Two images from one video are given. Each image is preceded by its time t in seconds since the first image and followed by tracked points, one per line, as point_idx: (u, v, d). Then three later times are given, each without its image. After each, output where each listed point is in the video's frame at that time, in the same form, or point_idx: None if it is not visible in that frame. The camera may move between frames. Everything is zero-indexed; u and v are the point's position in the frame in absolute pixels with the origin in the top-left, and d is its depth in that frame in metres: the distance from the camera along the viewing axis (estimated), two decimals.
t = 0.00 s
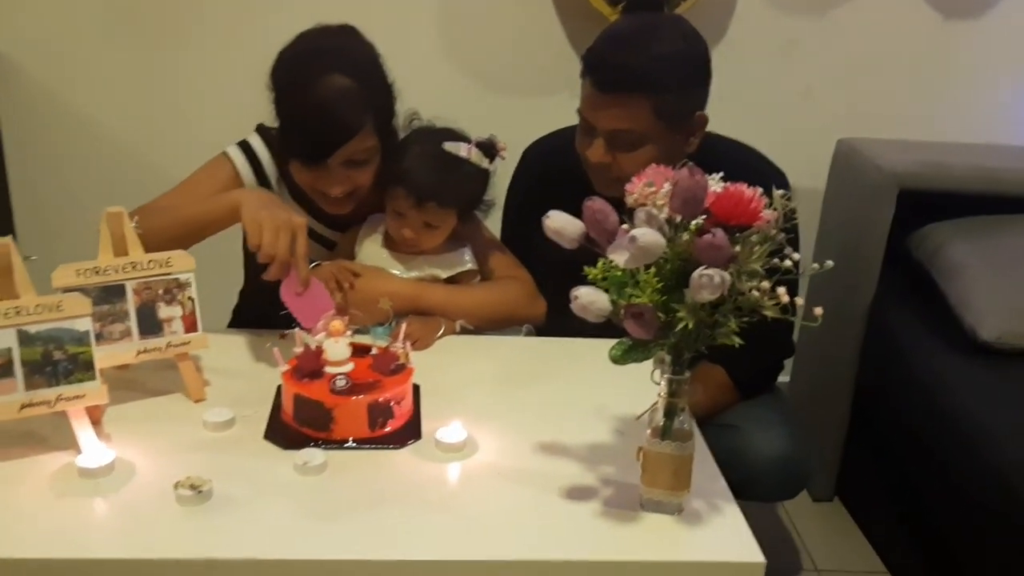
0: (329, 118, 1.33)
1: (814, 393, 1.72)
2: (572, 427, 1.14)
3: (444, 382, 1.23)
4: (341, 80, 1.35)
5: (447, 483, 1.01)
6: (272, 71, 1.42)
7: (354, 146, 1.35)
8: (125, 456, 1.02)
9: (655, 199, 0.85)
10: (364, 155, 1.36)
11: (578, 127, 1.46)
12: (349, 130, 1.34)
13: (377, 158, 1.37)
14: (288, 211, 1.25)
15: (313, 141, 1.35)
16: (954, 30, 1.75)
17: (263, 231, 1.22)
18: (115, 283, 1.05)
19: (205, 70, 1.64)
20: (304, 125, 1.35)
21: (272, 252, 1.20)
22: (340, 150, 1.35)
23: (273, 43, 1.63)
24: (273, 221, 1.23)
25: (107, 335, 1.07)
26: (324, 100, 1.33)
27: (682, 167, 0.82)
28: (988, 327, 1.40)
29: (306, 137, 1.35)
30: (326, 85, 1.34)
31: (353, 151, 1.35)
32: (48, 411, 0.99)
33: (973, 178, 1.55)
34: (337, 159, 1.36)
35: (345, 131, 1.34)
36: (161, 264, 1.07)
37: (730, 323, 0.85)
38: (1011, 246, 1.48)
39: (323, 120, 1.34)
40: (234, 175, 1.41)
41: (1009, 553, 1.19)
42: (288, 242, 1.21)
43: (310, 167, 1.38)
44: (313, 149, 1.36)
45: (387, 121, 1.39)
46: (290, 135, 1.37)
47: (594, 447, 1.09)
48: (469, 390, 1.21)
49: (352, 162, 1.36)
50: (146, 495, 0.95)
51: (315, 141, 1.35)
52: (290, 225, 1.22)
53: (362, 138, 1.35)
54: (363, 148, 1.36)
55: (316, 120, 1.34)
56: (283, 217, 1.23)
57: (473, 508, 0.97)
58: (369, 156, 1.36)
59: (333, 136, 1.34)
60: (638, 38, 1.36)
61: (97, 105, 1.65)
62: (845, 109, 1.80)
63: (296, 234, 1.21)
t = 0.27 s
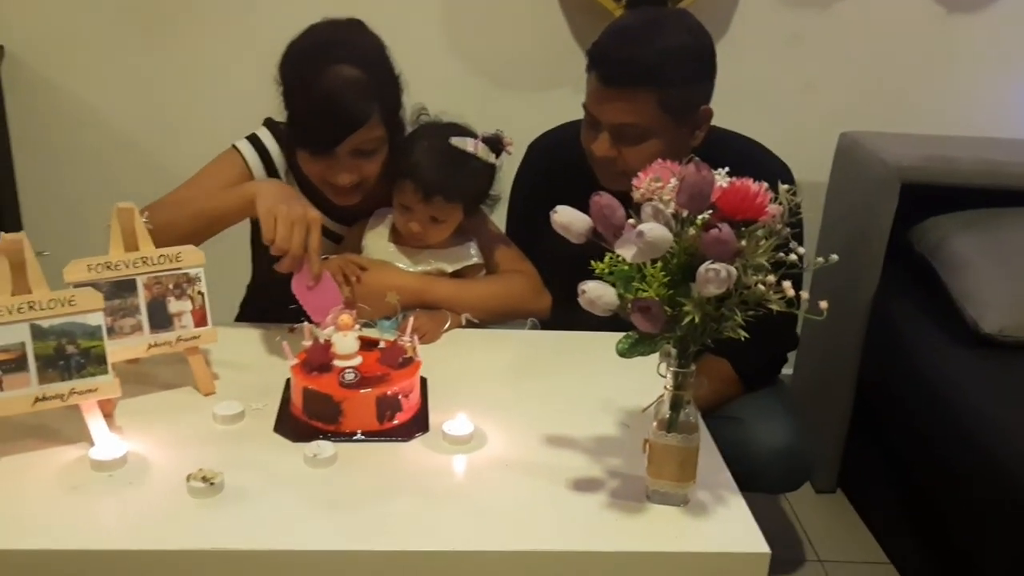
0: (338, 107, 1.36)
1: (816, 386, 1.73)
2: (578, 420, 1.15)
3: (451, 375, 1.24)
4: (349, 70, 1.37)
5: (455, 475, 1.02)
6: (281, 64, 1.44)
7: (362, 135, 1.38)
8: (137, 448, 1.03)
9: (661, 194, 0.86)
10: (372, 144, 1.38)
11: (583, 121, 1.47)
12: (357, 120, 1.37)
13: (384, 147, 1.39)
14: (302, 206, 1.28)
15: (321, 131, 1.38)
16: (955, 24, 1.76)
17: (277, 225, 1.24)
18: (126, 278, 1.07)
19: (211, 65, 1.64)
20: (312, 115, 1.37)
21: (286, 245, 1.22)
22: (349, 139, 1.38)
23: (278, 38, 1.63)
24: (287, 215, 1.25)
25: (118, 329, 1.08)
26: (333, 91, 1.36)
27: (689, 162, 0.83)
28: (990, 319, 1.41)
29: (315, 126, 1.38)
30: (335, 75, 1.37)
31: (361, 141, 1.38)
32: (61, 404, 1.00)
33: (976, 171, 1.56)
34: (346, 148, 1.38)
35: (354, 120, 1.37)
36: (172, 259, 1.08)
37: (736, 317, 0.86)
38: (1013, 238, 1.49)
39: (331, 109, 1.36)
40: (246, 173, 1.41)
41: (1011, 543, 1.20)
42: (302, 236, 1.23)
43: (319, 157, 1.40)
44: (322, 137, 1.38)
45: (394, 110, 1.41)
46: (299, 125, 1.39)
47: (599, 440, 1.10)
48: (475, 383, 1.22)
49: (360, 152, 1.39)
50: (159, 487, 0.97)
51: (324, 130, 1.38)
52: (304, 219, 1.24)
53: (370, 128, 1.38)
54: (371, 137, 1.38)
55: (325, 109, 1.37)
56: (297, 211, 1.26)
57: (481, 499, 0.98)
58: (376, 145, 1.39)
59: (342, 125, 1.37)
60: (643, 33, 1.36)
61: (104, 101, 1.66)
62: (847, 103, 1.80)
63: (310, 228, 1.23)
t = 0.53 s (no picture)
0: (342, 95, 1.36)
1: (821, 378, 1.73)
2: (583, 412, 1.15)
3: (455, 368, 1.24)
4: (355, 58, 1.37)
5: (460, 467, 1.02)
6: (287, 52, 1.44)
7: (365, 124, 1.38)
8: (142, 442, 1.03)
9: (667, 184, 0.86)
10: (376, 134, 1.39)
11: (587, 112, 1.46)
12: (361, 108, 1.37)
13: (388, 137, 1.39)
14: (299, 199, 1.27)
15: (326, 119, 1.38)
16: (959, 15, 1.75)
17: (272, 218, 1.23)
18: (130, 271, 1.06)
19: (212, 57, 1.63)
20: (317, 103, 1.38)
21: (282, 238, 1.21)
22: (353, 128, 1.38)
23: (280, 29, 1.62)
24: (283, 207, 1.25)
25: (123, 322, 1.08)
26: (338, 78, 1.36)
27: (695, 154, 0.83)
28: (994, 311, 1.41)
29: (319, 114, 1.38)
30: (341, 62, 1.37)
31: (364, 129, 1.39)
32: (66, 398, 1.00)
33: (981, 163, 1.56)
34: (350, 137, 1.39)
35: (357, 108, 1.37)
36: (175, 252, 1.08)
37: (742, 309, 0.86)
38: (1017, 229, 1.48)
39: (336, 97, 1.37)
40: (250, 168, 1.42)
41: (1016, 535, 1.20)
42: (299, 228, 1.21)
43: (323, 146, 1.40)
44: (326, 126, 1.39)
45: (400, 101, 1.41)
46: (303, 113, 1.39)
47: (604, 432, 1.10)
48: (479, 376, 1.22)
49: (364, 141, 1.39)
50: (163, 480, 0.97)
51: (329, 118, 1.38)
52: (301, 211, 1.23)
53: (374, 116, 1.38)
54: (375, 127, 1.38)
55: (329, 97, 1.37)
56: (294, 204, 1.25)
57: (487, 491, 0.98)
58: (380, 135, 1.39)
59: (346, 113, 1.37)
60: (647, 24, 1.36)
61: (106, 94, 1.65)
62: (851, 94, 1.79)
63: (306, 220, 1.22)
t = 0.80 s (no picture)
0: (349, 88, 1.37)
1: (827, 370, 1.72)
2: (590, 403, 1.15)
3: (463, 359, 1.24)
4: (360, 51, 1.37)
5: (467, 458, 1.02)
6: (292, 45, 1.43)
7: (372, 116, 1.39)
8: (151, 433, 1.03)
9: (676, 175, 0.86)
10: (383, 126, 1.39)
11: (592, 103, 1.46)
12: (368, 101, 1.38)
13: (394, 129, 1.39)
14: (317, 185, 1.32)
15: (333, 112, 1.38)
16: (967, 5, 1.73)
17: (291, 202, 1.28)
18: (139, 263, 1.07)
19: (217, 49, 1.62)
20: (324, 96, 1.38)
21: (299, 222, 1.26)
22: (360, 120, 1.39)
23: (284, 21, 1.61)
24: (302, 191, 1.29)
25: (132, 314, 1.08)
26: (344, 71, 1.37)
27: (704, 145, 0.83)
28: (1002, 304, 1.41)
29: (327, 107, 1.38)
30: (346, 55, 1.37)
31: (371, 123, 1.39)
32: (75, 388, 1.01)
33: (989, 155, 1.55)
34: (356, 130, 1.39)
35: (364, 102, 1.38)
36: (183, 244, 1.08)
37: (751, 299, 0.86)
38: None
39: (343, 90, 1.37)
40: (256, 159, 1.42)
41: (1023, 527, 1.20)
42: (315, 214, 1.26)
43: (330, 139, 1.40)
44: (333, 118, 1.39)
45: (406, 93, 1.42)
46: (310, 106, 1.40)
47: (612, 423, 1.10)
48: (487, 367, 1.23)
49: (370, 133, 1.40)
50: (174, 470, 0.97)
51: (336, 111, 1.38)
52: (318, 196, 1.27)
53: (380, 110, 1.38)
54: (381, 119, 1.39)
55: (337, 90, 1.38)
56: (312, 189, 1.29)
57: (496, 482, 0.99)
58: (387, 128, 1.39)
59: (353, 106, 1.38)
60: (655, 15, 1.37)
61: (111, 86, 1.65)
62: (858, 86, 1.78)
63: (323, 205, 1.27)
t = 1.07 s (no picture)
0: (357, 82, 1.40)
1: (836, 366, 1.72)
2: (599, 398, 1.15)
3: (472, 354, 1.25)
4: (367, 45, 1.40)
5: (477, 452, 1.03)
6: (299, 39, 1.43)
7: (378, 110, 1.41)
8: (162, 427, 1.04)
9: (686, 169, 0.86)
10: (390, 120, 1.41)
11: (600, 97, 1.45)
12: (374, 94, 1.40)
13: (401, 123, 1.41)
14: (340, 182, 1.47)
15: (341, 106, 1.41)
16: None
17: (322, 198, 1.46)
18: (150, 257, 1.07)
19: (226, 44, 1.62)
20: (333, 90, 1.41)
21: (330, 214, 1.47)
22: (367, 114, 1.41)
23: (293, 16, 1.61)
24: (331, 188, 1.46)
25: (143, 308, 1.09)
26: (353, 65, 1.39)
27: (715, 138, 0.84)
28: (1011, 299, 1.40)
29: (335, 101, 1.41)
30: (354, 50, 1.40)
31: (378, 116, 1.41)
32: (88, 382, 1.01)
33: (996, 149, 1.55)
34: (363, 123, 1.42)
35: (371, 95, 1.40)
36: (193, 239, 1.09)
37: (761, 292, 0.86)
38: None
39: (351, 84, 1.40)
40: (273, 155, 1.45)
41: None
42: (344, 210, 1.46)
43: (337, 133, 1.42)
44: (342, 112, 1.42)
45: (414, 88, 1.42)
46: (318, 101, 1.42)
47: (621, 418, 1.11)
48: (495, 362, 1.23)
49: (377, 127, 1.42)
50: (186, 464, 0.98)
51: (344, 105, 1.41)
52: (349, 193, 1.46)
53: (386, 104, 1.41)
54: (388, 112, 1.41)
55: (344, 84, 1.41)
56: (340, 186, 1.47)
57: (506, 476, 0.99)
58: (394, 121, 1.41)
59: (360, 100, 1.41)
60: (663, 9, 1.39)
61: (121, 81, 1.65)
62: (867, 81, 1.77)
63: (353, 202, 1.46)
